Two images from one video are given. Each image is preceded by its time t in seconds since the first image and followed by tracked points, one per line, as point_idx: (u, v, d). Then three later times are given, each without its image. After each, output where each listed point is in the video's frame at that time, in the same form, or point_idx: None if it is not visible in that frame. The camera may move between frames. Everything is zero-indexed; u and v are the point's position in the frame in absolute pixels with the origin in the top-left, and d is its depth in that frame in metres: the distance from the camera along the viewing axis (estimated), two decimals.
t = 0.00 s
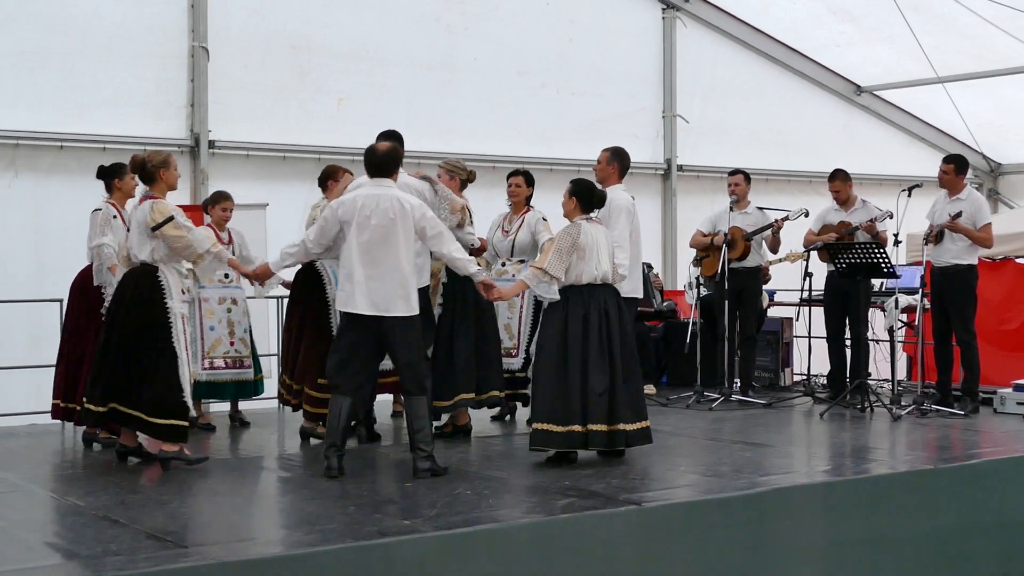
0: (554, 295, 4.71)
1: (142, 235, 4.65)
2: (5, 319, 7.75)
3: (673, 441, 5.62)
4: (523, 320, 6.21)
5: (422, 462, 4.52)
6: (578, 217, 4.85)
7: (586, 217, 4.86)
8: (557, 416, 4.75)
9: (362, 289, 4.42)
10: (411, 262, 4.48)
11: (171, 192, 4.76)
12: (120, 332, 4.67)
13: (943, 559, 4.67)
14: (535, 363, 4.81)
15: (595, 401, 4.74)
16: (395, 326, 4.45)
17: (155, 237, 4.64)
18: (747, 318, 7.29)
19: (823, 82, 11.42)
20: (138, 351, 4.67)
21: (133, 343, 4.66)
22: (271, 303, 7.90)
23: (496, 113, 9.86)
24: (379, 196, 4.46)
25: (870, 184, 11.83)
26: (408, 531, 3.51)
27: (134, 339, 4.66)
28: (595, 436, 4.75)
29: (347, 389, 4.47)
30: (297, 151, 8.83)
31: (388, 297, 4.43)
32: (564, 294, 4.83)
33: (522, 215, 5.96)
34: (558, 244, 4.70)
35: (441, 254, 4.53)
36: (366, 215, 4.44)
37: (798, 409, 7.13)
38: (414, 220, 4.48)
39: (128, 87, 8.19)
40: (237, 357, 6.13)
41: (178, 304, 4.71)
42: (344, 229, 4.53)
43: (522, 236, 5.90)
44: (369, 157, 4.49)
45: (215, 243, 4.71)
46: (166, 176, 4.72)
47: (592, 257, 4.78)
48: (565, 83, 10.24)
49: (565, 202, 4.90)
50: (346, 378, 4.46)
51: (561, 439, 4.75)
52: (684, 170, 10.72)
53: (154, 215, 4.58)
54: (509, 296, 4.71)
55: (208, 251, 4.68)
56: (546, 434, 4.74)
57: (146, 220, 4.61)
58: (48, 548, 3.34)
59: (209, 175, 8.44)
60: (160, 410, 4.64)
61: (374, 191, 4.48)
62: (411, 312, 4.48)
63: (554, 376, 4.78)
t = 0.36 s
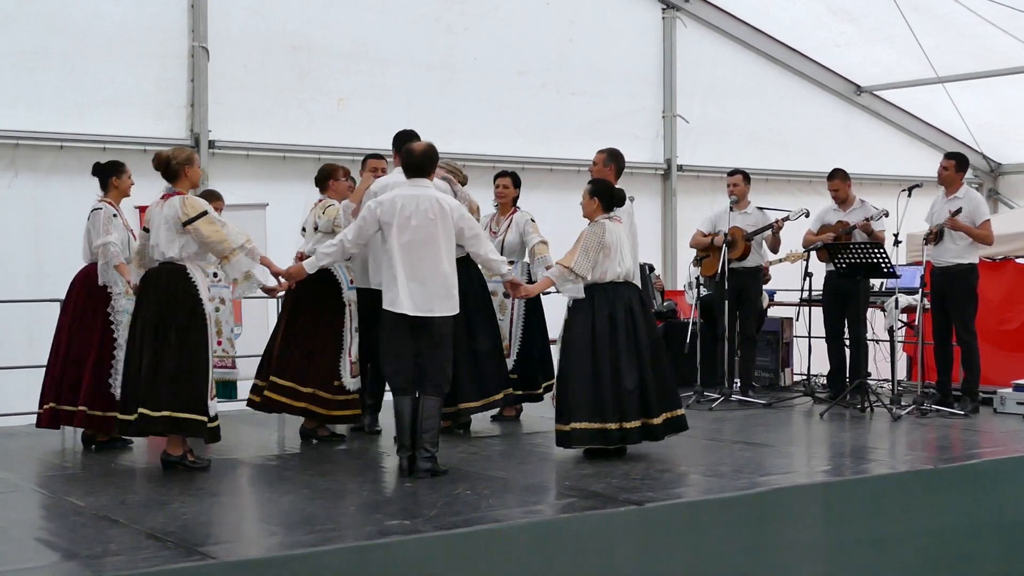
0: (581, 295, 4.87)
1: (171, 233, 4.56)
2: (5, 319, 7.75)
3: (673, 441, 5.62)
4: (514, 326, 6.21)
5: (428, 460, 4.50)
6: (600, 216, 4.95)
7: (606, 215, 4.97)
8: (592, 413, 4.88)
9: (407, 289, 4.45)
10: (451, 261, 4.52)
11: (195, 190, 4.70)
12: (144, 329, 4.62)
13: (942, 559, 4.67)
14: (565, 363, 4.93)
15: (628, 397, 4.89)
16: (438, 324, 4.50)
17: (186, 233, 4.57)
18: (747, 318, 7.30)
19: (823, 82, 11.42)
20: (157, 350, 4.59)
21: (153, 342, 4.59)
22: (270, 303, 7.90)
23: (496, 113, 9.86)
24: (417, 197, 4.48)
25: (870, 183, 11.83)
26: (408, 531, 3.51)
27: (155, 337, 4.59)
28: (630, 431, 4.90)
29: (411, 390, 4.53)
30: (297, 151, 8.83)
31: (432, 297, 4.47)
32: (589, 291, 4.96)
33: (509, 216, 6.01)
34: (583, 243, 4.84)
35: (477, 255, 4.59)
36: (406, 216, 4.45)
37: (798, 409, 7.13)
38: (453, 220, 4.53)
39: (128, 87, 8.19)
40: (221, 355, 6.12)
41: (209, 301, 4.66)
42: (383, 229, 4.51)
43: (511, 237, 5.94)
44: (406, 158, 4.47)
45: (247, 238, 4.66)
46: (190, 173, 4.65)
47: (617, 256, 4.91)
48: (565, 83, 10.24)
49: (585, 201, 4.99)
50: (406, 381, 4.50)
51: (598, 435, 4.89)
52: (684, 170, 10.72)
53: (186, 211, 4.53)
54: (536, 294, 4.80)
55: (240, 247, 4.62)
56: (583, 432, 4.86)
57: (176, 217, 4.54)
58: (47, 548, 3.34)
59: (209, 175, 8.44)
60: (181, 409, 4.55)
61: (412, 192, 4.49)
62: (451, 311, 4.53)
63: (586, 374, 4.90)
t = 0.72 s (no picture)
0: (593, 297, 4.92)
1: (198, 234, 4.57)
2: (5, 319, 7.75)
3: (673, 441, 5.61)
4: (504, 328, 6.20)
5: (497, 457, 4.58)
6: (610, 218, 4.97)
7: (617, 217, 4.99)
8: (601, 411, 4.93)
9: (440, 290, 4.44)
10: (483, 262, 4.54)
11: (216, 188, 4.71)
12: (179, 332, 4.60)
13: (942, 559, 4.66)
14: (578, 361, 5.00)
15: (636, 397, 4.93)
16: (470, 326, 4.50)
17: (213, 235, 4.58)
18: (747, 318, 7.30)
19: (823, 82, 11.42)
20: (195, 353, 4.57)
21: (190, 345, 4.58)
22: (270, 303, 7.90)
23: (496, 113, 9.86)
24: (449, 198, 4.49)
25: (870, 183, 11.83)
26: (409, 531, 3.51)
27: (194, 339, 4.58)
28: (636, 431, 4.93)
29: (422, 389, 4.48)
30: (297, 151, 8.83)
31: (464, 297, 4.47)
32: (602, 293, 5.00)
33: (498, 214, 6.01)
34: (596, 246, 4.87)
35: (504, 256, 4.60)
36: (438, 217, 4.46)
37: (798, 409, 7.13)
38: (486, 221, 4.55)
39: (128, 87, 8.19)
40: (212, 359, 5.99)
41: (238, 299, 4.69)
42: (413, 230, 4.51)
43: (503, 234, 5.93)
44: (436, 160, 4.50)
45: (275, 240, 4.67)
46: (213, 173, 4.66)
47: (629, 258, 4.95)
48: (565, 83, 10.24)
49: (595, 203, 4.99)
50: (415, 377, 4.47)
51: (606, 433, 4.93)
52: (684, 170, 10.72)
53: (214, 213, 4.54)
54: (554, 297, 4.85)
55: (268, 250, 4.64)
56: (591, 429, 4.92)
57: (205, 218, 4.55)
58: (47, 548, 3.34)
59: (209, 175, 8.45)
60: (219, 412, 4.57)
61: (442, 194, 4.50)
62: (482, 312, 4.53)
63: (597, 372, 4.95)
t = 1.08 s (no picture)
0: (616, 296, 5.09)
1: (231, 234, 4.49)
2: (5, 319, 7.75)
3: (673, 442, 5.61)
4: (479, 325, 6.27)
5: (504, 456, 4.62)
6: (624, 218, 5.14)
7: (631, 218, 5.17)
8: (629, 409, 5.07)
9: (483, 287, 4.62)
10: (520, 262, 4.72)
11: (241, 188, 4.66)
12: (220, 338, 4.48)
13: (942, 559, 4.66)
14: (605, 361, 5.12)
15: (661, 393, 5.12)
16: (508, 323, 4.70)
17: (246, 234, 4.52)
18: (747, 317, 7.30)
19: (823, 82, 11.42)
20: (242, 356, 4.51)
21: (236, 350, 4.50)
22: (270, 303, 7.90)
23: (496, 113, 9.85)
24: (487, 198, 4.67)
25: (870, 183, 11.83)
26: (409, 531, 3.51)
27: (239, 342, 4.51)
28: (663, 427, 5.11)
29: (473, 386, 4.64)
30: (297, 151, 8.82)
31: (504, 294, 4.65)
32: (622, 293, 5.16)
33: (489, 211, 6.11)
34: (616, 245, 5.01)
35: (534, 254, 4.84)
36: (479, 217, 4.64)
37: (798, 409, 7.13)
38: (520, 223, 4.74)
39: (128, 87, 8.19)
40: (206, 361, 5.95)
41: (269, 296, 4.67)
42: (451, 229, 4.67)
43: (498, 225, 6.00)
44: (472, 158, 4.70)
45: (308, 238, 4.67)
46: (240, 172, 4.61)
47: (645, 256, 5.12)
48: (565, 83, 10.24)
49: (608, 204, 5.19)
50: (463, 372, 4.63)
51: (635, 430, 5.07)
52: (684, 169, 10.72)
53: (248, 213, 4.49)
54: (575, 299, 4.98)
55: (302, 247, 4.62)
56: (621, 428, 5.05)
57: (239, 219, 4.49)
58: (47, 548, 3.34)
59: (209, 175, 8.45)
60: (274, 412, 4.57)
61: (480, 193, 4.68)
62: (517, 310, 4.71)
63: (623, 371, 5.09)
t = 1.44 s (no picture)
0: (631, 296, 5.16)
1: (256, 233, 4.49)
2: (6, 319, 7.76)
3: (673, 442, 5.61)
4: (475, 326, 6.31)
5: (553, 452, 4.71)
6: (630, 219, 5.17)
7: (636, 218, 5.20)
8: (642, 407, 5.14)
9: (508, 287, 4.61)
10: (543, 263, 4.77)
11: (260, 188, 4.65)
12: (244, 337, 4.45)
13: (941, 559, 4.66)
14: (617, 360, 5.17)
15: (671, 391, 5.18)
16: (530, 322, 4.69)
17: (270, 234, 4.53)
18: (747, 317, 7.30)
19: (823, 82, 11.42)
20: (265, 357, 4.48)
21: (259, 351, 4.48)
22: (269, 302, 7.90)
23: (496, 113, 9.85)
24: (514, 199, 4.69)
25: (870, 183, 11.84)
26: (409, 531, 3.51)
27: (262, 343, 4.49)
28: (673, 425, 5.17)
29: (486, 387, 4.59)
30: (297, 151, 8.82)
31: (528, 294, 4.66)
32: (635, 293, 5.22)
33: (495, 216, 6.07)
34: (628, 247, 5.04)
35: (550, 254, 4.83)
36: (506, 218, 4.65)
37: (798, 409, 7.13)
38: (543, 224, 4.80)
39: (129, 87, 8.19)
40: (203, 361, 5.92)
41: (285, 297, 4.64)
42: (479, 229, 4.66)
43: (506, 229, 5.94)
44: (497, 160, 4.71)
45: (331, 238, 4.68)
46: (262, 172, 4.61)
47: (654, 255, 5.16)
48: (565, 83, 10.24)
49: (614, 204, 5.19)
50: (481, 372, 4.58)
51: (645, 427, 5.14)
52: (684, 169, 10.72)
53: (271, 213, 4.51)
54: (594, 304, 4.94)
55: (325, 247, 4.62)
56: (632, 424, 5.11)
57: (263, 218, 4.50)
58: (47, 548, 3.34)
59: (210, 174, 8.45)
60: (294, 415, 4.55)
61: (506, 194, 4.69)
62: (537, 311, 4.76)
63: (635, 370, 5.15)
